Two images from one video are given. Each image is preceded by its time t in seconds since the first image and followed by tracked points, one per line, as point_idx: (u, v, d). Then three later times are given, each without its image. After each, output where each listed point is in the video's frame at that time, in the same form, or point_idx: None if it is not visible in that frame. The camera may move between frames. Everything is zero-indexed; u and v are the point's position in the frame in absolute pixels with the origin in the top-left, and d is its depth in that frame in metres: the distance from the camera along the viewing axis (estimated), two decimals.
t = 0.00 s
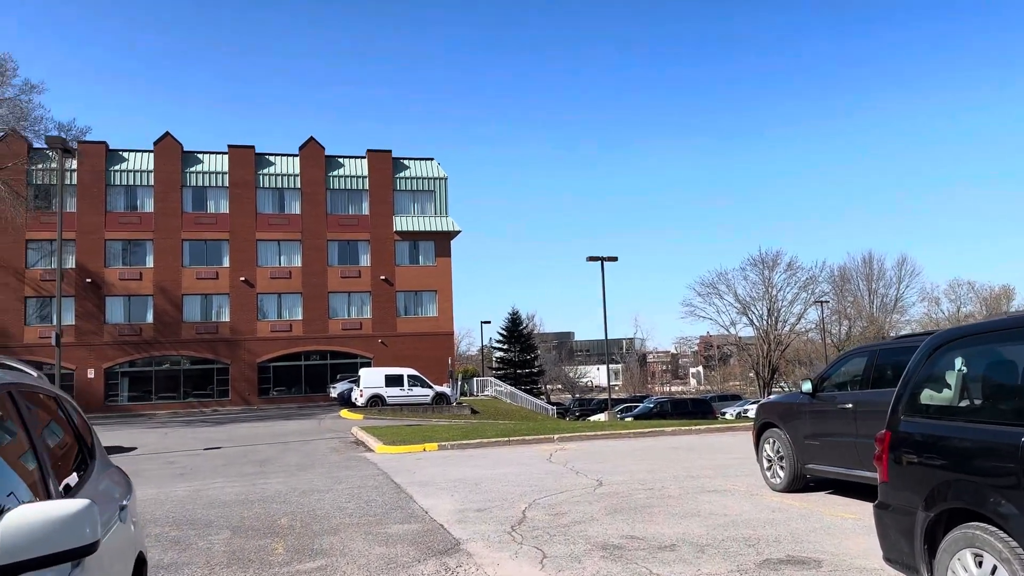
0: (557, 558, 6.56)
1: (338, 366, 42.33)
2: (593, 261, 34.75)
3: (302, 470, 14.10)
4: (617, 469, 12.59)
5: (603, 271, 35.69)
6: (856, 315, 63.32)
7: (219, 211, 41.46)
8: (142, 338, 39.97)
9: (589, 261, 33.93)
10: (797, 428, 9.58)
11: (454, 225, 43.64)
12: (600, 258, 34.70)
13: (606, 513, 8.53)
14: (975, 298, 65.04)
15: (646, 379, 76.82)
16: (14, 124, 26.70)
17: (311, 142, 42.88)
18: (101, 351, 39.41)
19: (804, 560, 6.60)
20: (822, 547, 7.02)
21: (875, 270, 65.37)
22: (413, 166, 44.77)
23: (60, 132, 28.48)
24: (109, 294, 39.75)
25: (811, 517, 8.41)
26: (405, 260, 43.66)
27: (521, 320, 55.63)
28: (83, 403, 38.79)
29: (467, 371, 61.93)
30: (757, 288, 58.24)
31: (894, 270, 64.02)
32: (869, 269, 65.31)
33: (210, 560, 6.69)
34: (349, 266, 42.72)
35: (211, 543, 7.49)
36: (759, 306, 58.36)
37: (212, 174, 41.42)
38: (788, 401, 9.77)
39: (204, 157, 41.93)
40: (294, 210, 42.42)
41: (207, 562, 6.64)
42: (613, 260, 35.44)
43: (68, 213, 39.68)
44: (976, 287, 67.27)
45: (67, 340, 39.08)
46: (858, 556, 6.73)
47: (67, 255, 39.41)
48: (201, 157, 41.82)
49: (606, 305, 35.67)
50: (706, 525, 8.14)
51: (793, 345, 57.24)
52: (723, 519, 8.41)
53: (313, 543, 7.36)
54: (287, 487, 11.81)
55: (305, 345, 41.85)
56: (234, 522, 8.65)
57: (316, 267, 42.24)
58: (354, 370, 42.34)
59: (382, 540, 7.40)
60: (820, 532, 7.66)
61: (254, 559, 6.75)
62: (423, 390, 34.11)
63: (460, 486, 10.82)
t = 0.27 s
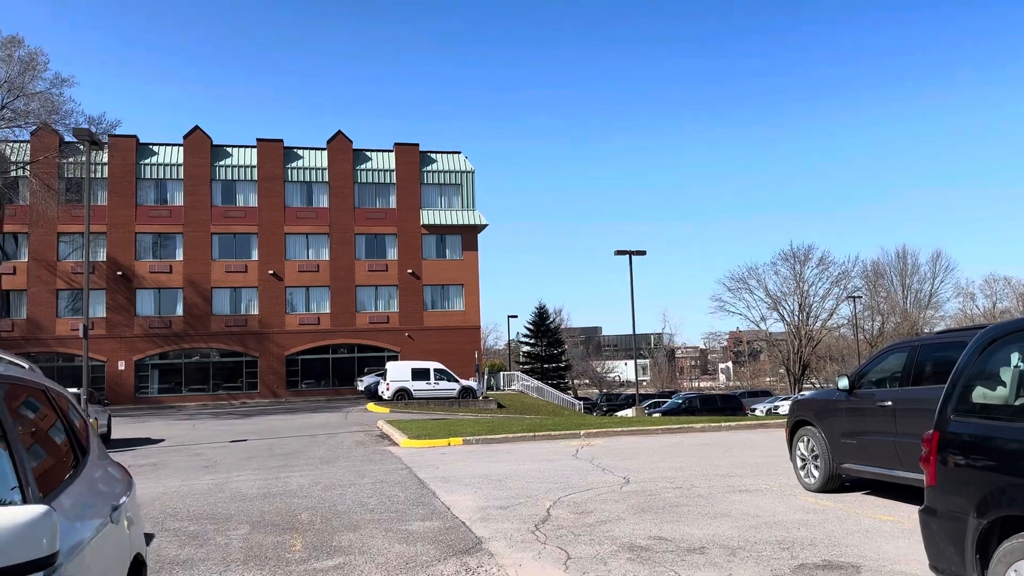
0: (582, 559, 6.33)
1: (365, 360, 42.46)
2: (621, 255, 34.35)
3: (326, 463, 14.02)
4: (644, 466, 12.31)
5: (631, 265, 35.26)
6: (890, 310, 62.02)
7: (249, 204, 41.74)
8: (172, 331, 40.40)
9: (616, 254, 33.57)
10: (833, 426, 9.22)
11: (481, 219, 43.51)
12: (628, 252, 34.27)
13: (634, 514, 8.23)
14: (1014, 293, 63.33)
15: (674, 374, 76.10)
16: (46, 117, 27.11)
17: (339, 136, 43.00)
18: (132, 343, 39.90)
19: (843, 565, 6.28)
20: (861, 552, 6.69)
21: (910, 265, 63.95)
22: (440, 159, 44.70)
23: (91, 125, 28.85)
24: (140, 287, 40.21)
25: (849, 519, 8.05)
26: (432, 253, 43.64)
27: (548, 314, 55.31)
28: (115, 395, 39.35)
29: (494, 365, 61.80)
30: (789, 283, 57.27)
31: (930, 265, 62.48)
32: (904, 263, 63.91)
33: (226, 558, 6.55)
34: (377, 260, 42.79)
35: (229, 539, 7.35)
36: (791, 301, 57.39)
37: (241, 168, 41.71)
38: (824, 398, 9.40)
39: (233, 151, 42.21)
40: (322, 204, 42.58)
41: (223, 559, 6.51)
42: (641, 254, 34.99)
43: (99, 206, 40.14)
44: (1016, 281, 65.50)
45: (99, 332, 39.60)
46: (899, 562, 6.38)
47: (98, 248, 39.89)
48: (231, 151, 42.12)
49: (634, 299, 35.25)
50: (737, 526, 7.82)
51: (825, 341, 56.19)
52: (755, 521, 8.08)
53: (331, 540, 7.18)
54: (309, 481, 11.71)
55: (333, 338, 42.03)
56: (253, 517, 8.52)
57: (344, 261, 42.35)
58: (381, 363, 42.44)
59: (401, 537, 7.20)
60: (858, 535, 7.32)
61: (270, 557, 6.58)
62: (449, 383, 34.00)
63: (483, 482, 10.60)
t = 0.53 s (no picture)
0: (603, 559, 6.09)
1: (390, 350, 42.55)
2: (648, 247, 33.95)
3: (347, 455, 13.93)
4: (669, 461, 12.02)
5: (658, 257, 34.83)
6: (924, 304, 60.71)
7: (275, 195, 41.95)
8: (200, 321, 40.79)
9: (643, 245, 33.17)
10: (866, 422, 8.87)
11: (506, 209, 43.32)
12: (655, 243, 33.84)
13: (658, 511, 7.97)
14: None
15: (702, 367, 75.35)
16: (75, 108, 27.42)
17: (365, 126, 43.02)
18: (160, 333, 40.34)
19: (877, 569, 5.97)
20: (897, 555, 6.37)
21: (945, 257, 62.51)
22: (465, 150, 44.54)
23: (118, 116, 29.12)
24: (168, 277, 40.61)
25: (883, 520, 7.71)
26: (457, 244, 43.56)
27: (573, 306, 55.00)
28: (144, 384, 39.85)
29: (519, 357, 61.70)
30: (819, 275, 56.27)
31: (965, 258, 61.04)
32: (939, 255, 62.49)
33: (239, 552, 6.42)
34: (402, 251, 42.81)
35: (244, 532, 7.24)
36: (821, 294, 56.40)
37: (268, 159, 41.91)
38: (856, 393, 9.05)
39: (260, 142, 42.42)
40: (347, 195, 42.66)
41: (235, 553, 6.38)
42: (668, 245, 34.51)
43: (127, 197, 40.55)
44: None
45: (128, 322, 40.08)
46: (938, 567, 6.05)
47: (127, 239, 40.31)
48: (257, 142, 42.33)
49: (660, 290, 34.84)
50: (765, 526, 7.52)
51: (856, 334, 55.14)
52: (784, 521, 7.77)
53: (346, 534, 7.03)
54: (329, 472, 11.61)
55: (359, 329, 42.17)
56: (270, 510, 8.41)
57: (369, 252, 42.42)
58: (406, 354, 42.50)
59: (417, 533, 7.02)
60: (894, 537, 6.99)
61: (283, 552, 6.43)
62: (473, 375, 33.87)
63: (503, 475, 10.42)
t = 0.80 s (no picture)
0: (623, 556, 5.87)
1: (415, 341, 42.58)
2: (674, 237, 33.50)
3: (368, 444, 13.82)
4: (694, 454, 11.75)
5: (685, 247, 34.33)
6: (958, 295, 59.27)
7: (301, 185, 42.09)
8: (226, 310, 41.12)
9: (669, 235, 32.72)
10: (899, 415, 8.51)
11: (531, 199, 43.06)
12: (682, 233, 33.38)
13: (681, 506, 7.71)
14: None
15: (729, 360, 74.50)
16: (103, 98, 27.68)
17: (390, 116, 42.97)
18: (188, 322, 40.73)
19: (913, 570, 5.66)
20: (932, 557, 6.07)
21: (981, 248, 60.92)
22: (490, 139, 44.32)
23: (145, 106, 29.33)
24: (195, 267, 40.96)
25: (918, 517, 7.40)
26: (481, 234, 43.43)
27: (599, 296, 54.60)
28: (171, 372, 40.29)
29: (544, 347, 61.49)
30: (850, 266, 55.16)
31: (1001, 248, 59.46)
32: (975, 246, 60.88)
33: (251, 543, 6.29)
34: (426, 241, 42.76)
35: (258, 522, 7.12)
36: (852, 285, 55.29)
37: (294, 149, 42.04)
38: (890, 385, 8.68)
39: (286, 132, 42.55)
40: (372, 184, 42.68)
41: (247, 544, 6.24)
42: (696, 235, 33.97)
43: (155, 187, 40.92)
44: None
45: (156, 311, 40.51)
46: (978, 569, 5.71)
47: (155, 228, 40.70)
48: (283, 132, 42.47)
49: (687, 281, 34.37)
50: (794, 523, 7.23)
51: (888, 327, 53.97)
52: (814, 517, 7.47)
53: (361, 526, 6.88)
54: (349, 462, 11.50)
55: (383, 319, 42.26)
56: (286, 499, 8.30)
57: (394, 241, 42.43)
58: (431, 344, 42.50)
59: (433, 525, 6.85)
60: (928, 536, 6.68)
61: (296, 543, 6.29)
62: (497, 365, 33.69)
63: (524, 467, 10.22)
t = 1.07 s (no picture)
0: (646, 550, 5.63)
1: (438, 329, 42.55)
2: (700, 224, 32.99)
3: (389, 432, 13.72)
4: (720, 445, 11.46)
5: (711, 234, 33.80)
6: (992, 284, 57.81)
7: (325, 173, 42.14)
8: (252, 298, 41.38)
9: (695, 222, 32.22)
10: (935, 406, 8.16)
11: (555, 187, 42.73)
12: (708, 220, 32.83)
13: (706, 498, 7.45)
14: None
15: (755, 349, 73.60)
16: (128, 87, 27.83)
17: (413, 103, 42.82)
18: (213, 310, 41.07)
19: (952, 568, 5.37)
20: (973, 555, 5.76)
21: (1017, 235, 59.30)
22: (514, 126, 44.00)
23: (169, 94, 29.43)
24: (221, 255, 41.23)
25: (957, 512, 7.06)
26: (505, 222, 43.20)
27: (623, 285, 54.15)
28: (198, 360, 40.70)
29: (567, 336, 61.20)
30: (880, 255, 54.03)
31: None
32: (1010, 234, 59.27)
33: (264, 532, 6.15)
34: (450, 229, 42.64)
35: (273, 511, 6.99)
36: (881, 274, 54.18)
37: (317, 137, 42.09)
38: (926, 375, 8.33)
39: (310, 120, 42.59)
40: (396, 172, 42.62)
41: (261, 533, 6.09)
42: (722, 223, 33.40)
43: (181, 175, 41.21)
44: None
45: (182, 299, 40.87)
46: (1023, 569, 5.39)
47: (181, 217, 41.02)
48: (307, 120, 42.53)
49: (713, 269, 33.85)
50: (825, 517, 6.94)
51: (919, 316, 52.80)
52: (846, 512, 7.16)
53: (376, 516, 6.71)
54: (368, 450, 11.39)
55: (406, 307, 42.28)
56: (303, 487, 8.18)
57: (417, 229, 42.38)
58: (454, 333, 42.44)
59: (450, 516, 6.66)
60: (969, 532, 6.36)
61: (310, 533, 6.13)
62: (520, 354, 33.50)
63: (545, 457, 10.01)
